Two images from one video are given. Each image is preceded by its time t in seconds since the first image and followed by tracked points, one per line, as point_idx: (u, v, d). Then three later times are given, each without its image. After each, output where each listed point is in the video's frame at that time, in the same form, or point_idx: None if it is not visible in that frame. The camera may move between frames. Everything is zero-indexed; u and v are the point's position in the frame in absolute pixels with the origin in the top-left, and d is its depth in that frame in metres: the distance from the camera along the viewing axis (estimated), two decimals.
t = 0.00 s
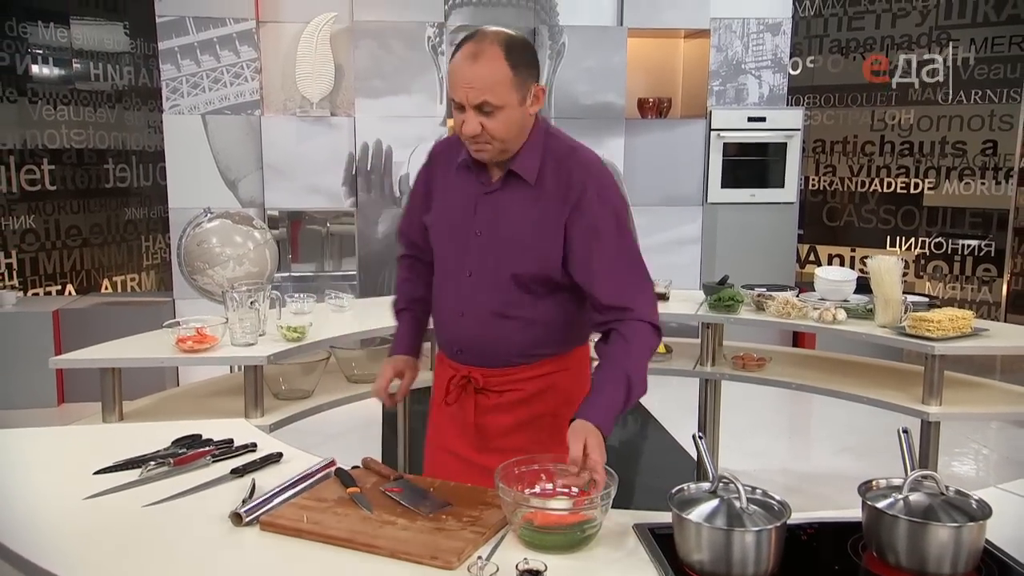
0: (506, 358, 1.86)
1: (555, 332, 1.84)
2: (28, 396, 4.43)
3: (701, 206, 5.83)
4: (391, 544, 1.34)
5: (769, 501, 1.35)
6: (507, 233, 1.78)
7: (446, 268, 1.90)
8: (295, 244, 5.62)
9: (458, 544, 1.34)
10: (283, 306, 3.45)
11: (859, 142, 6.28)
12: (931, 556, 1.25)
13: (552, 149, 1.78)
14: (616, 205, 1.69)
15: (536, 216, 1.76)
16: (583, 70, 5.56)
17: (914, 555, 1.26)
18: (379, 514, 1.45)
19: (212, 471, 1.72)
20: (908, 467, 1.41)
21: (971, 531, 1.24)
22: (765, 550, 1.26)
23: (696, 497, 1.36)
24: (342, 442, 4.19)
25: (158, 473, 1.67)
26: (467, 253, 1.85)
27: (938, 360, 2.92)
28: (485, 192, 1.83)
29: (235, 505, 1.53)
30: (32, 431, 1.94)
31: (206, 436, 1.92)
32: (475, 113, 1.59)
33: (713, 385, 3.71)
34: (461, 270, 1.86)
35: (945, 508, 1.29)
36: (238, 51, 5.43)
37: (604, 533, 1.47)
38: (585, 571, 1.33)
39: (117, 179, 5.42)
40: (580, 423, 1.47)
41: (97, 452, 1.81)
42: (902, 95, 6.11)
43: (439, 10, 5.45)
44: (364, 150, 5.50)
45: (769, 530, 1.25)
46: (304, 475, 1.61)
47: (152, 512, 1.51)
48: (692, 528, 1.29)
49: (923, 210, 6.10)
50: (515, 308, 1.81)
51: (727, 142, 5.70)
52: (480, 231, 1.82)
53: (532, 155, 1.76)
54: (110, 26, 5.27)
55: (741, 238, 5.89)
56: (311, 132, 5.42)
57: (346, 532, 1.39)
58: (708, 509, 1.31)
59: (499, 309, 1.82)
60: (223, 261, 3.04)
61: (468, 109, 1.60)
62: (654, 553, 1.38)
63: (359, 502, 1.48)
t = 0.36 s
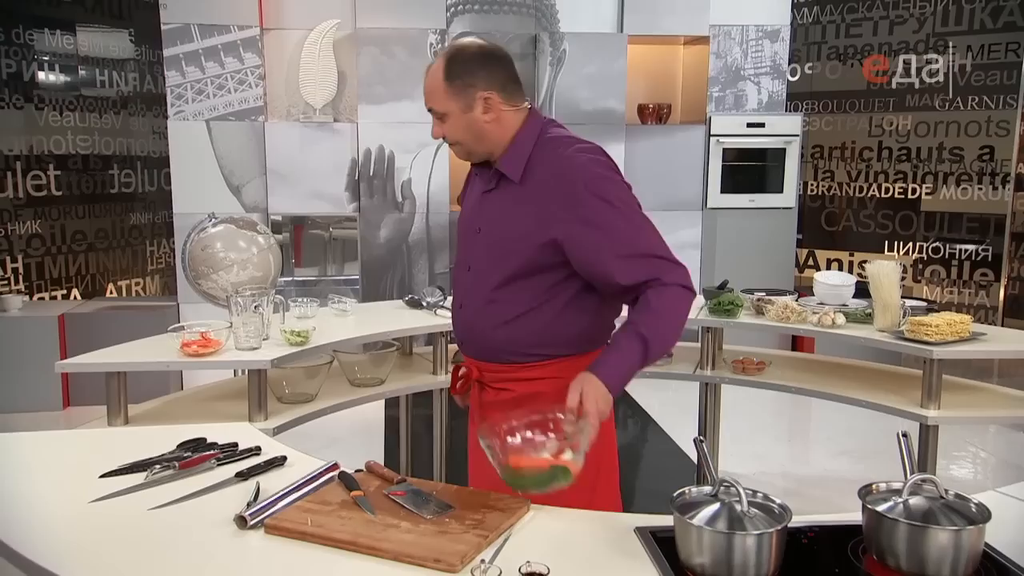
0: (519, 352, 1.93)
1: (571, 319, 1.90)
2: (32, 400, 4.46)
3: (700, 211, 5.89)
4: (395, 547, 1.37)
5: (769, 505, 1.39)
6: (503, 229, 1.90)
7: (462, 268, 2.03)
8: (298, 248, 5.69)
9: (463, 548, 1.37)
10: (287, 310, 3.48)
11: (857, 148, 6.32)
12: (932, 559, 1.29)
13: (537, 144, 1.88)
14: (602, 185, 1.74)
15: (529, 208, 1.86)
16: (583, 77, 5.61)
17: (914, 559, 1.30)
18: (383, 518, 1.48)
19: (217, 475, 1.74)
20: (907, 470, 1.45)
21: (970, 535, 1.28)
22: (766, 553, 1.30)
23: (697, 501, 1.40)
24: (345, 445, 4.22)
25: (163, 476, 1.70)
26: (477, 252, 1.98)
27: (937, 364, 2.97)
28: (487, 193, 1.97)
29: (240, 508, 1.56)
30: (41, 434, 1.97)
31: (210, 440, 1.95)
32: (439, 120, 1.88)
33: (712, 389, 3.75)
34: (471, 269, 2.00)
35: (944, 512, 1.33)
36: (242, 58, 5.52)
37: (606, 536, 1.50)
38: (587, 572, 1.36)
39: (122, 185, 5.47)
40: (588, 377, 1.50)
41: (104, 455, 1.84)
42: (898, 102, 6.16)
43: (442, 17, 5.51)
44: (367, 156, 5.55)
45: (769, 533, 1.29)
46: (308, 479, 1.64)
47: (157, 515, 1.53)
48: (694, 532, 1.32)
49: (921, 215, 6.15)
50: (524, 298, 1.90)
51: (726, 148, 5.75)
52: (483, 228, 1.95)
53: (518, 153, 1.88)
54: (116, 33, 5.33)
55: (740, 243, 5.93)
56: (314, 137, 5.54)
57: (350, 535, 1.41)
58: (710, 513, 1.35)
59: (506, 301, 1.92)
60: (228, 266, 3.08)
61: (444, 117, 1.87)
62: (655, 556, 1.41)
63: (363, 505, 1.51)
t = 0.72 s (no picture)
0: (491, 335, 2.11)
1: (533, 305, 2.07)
2: (35, 400, 4.49)
3: (700, 212, 5.88)
4: (398, 548, 1.38)
5: (771, 505, 1.40)
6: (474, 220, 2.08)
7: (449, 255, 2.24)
8: (299, 248, 5.70)
9: (465, 548, 1.37)
10: (289, 311, 3.49)
11: (858, 149, 6.33)
12: (933, 559, 1.30)
13: (509, 143, 2.05)
14: (554, 185, 1.91)
15: (493, 204, 2.02)
16: (584, 77, 5.61)
17: (916, 559, 1.31)
18: (385, 518, 1.49)
19: (220, 475, 1.75)
20: (909, 471, 1.46)
21: (972, 535, 1.29)
22: (768, 553, 1.30)
23: (699, 501, 1.41)
24: (347, 446, 4.23)
25: (166, 477, 1.71)
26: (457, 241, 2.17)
27: (937, 365, 2.97)
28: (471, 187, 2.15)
29: (243, 509, 1.57)
30: (47, 434, 1.98)
31: (213, 441, 1.96)
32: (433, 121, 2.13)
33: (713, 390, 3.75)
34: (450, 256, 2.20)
35: (945, 512, 1.34)
36: (244, 60, 5.49)
37: (608, 537, 1.51)
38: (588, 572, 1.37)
39: (125, 186, 5.51)
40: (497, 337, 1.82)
41: (109, 455, 1.85)
42: (899, 103, 6.14)
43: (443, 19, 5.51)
44: (368, 157, 5.56)
45: (772, 534, 1.30)
46: (310, 480, 1.65)
47: (161, 515, 1.54)
48: (696, 532, 1.33)
49: (922, 216, 6.15)
50: (489, 284, 2.09)
51: (727, 149, 5.76)
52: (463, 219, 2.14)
53: (491, 153, 2.04)
54: (119, 34, 5.38)
55: (740, 244, 5.94)
56: (317, 139, 5.52)
57: (353, 536, 1.42)
58: (712, 513, 1.36)
59: (477, 286, 2.11)
60: (230, 266, 3.09)
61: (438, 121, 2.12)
62: (657, 557, 1.42)
63: (366, 506, 1.52)
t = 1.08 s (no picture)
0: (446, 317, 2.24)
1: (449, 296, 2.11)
2: (37, 399, 4.49)
3: (702, 212, 5.88)
4: (401, 548, 1.38)
5: (774, 505, 1.40)
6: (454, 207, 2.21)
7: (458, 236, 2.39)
8: (301, 249, 5.71)
9: (468, 548, 1.37)
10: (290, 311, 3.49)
11: (859, 149, 6.33)
12: (936, 559, 1.30)
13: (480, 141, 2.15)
14: (474, 180, 2.01)
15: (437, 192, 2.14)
16: (585, 78, 5.61)
17: (919, 560, 1.31)
18: (388, 518, 1.49)
19: (222, 475, 1.75)
20: (912, 471, 1.46)
21: (975, 535, 1.29)
22: (771, 553, 1.30)
23: (702, 501, 1.41)
24: (349, 446, 4.23)
25: (169, 477, 1.72)
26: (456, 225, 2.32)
27: (939, 365, 2.97)
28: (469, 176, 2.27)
29: (246, 509, 1.57)
30: (50, 433, 1.99)
31: (215, 441, 1.96)
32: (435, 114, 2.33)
33: (714, 390, 3.76)
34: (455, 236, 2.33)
35: (948, 512, 1.34)
36: (246, 60, 5.48)
37: (610, 538, 1.51)
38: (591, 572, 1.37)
39: (125, 186, 5.51)
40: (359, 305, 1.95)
41: (112, 455, 1.86)
42: (900, 103, 6.14)
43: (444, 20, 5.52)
44: (369, 157, 5.57)
45: (775, 534, 1.30)
46: (313, 481, 1.65)
47: (164, 516, 1.54)
48: (699, 532, 1.33)
49: (923, 216, 6.15)
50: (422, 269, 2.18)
51: (728, 149, 5.76)
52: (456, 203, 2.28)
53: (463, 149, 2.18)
54: (120, 34, 5.37)
55: (741, 244, 5.94)
56: (318, 139, 5.52)
57: (355, 536, 1.42)
58: (714, 513, 1.36)
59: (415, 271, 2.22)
60: (232, 266, 3.09)
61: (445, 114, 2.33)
62: (660, 557, 1.42)
63: (368, 506, 1.53)
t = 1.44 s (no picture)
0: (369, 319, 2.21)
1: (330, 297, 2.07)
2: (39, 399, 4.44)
3: (703, 213, 5.88)
4: (403, 548, 1.38)
5: (776, 506, 1.40)
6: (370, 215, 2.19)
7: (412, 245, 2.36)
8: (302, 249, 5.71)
9: (470, 549, 1.37)
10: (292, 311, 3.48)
11: (860, 149, 6.33)
12: (938, 560, 1.30)
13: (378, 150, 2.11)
14: (344, 185, 1.97)
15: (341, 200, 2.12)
16: (587, 78, 5.61)
17: (921, 560, 1.31)
18: (391, 518, 1.49)
19: (225, 475, 1.76)
20: (914, 472, 1.46)
21: (977, 536, 1.29)
22: (774, 554, 1.30)
23: (704, 501, 1.41)
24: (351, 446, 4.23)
25: (172, 477, 1.72)
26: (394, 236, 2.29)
27: (940, 366, 2.96)
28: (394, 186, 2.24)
29: (248, 509, 1.57)
30: (54, 434, 1.99)
31: (218, 441, 1.96)
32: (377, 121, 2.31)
33: (716, 390, 3.76)
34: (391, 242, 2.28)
35: (951, 512, 1.34)
36: (247, 60, 5.65)
37: (612, 538, 1.51)
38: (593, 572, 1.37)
39: (127, 186, 5.43)
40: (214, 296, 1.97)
41: (116, 455, 1.86)
42: (902, 103, 6.14)
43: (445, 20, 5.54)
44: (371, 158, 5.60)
45: (777, 535, 1.30)
46: (316, 481, 1.65)
47: (167, 516, 1.54)
48: (702, 533, 1.33)
49: (924, 216, 6.15)
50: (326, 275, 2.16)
51: (729, 149, 5.77)
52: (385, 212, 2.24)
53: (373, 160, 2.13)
54: (122, 33, 5.20)
55: (742, 244, 5.95)
56: (319, 139, 5.61)
57: (358, 536, 1.42)
58: (717, 513, 1.36)
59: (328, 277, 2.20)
60: (232, 267, 3.08)
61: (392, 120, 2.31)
62: (663, 558, 1.42)
63: (371, 506, 1.53)
